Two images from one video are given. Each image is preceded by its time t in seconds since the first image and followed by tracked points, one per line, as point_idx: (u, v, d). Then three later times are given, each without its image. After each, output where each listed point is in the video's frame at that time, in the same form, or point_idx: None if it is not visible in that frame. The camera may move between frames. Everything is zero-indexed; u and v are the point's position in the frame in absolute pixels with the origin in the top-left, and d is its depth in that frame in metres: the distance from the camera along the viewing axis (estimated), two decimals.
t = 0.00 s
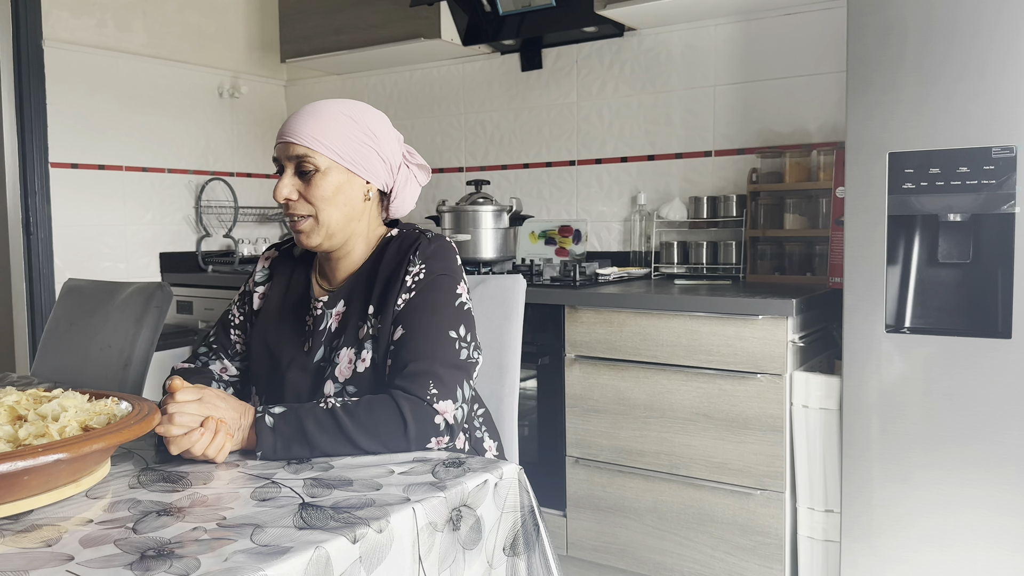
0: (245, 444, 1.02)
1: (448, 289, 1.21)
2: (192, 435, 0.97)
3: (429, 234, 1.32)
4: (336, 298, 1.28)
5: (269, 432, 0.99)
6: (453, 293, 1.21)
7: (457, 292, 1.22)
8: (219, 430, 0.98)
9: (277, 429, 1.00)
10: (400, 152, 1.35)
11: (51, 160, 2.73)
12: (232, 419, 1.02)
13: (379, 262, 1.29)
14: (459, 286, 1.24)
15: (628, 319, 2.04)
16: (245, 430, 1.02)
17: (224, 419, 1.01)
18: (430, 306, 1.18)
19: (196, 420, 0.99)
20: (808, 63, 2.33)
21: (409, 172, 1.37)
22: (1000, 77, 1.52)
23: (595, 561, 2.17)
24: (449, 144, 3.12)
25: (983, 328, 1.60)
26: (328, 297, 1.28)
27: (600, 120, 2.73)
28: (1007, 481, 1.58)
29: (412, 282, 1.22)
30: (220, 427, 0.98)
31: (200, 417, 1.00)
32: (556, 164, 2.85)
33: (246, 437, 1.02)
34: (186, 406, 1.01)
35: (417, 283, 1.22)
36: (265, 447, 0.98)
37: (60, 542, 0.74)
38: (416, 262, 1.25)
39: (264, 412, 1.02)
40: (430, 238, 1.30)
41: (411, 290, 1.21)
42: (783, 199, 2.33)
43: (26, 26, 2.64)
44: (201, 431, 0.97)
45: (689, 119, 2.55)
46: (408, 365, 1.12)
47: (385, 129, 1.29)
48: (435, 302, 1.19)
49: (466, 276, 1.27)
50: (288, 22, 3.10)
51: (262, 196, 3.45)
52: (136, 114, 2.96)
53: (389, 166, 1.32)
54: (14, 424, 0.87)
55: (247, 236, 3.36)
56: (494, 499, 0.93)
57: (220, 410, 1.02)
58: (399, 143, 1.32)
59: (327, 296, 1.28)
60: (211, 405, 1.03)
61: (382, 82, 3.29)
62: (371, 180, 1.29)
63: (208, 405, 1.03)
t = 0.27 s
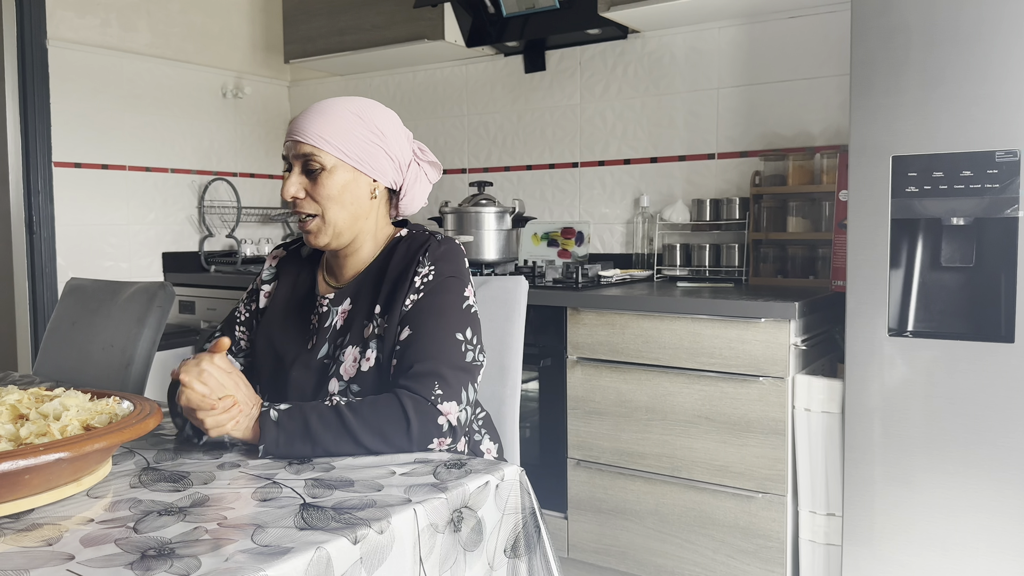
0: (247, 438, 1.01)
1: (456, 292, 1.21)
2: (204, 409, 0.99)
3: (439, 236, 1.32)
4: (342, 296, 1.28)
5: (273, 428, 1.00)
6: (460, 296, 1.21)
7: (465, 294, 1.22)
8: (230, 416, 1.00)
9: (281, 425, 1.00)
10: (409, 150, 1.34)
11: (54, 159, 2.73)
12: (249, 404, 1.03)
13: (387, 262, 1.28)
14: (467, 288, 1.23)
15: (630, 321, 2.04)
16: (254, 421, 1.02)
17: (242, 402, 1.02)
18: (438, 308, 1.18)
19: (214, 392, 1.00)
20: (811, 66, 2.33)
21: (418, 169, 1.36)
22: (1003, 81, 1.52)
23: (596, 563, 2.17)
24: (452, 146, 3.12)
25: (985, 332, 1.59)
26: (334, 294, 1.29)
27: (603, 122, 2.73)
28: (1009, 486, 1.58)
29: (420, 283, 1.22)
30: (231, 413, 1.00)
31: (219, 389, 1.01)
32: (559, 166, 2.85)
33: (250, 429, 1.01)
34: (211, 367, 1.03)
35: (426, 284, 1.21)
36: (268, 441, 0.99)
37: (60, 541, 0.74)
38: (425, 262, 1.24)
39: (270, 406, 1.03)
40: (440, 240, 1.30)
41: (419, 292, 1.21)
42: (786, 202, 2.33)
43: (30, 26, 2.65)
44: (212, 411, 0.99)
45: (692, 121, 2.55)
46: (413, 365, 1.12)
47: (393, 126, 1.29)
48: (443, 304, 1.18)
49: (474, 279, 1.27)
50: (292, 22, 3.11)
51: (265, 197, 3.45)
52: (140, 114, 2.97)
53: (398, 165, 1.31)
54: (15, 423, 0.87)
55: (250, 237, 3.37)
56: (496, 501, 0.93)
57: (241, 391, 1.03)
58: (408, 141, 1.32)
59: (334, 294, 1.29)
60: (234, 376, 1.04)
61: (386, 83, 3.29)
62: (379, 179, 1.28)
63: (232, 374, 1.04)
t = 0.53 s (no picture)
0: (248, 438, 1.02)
1: (463, 295, 1.21)
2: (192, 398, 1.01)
3: (447, 239, 1.32)
4: (350, 296, 1.29)
5: (277, 429, 1.00)
6: (467, 300, 1.21)
7: (472, 298, 1.21)
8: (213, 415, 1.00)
9: (285, 427, 1.01)
10: (416, 150, 1.35)
11: (58, 161, 2.74)
12: (245, 409, 1.02)
13: (396, 264, 1.29)
14: (475, 292, 1.23)
15: (632, 324, 2.04)
16: (254, 422, 1.02)
17: (234, 406, 1.01)
18: (444, 311, 1.18)
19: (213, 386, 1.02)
20: (814, 70, 2.33)
21: (425, 169, 1.36)
22: (1006, 85, 1.52)
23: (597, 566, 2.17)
24: (454, 148, 3.13)
25: (987, 336, 1.60)
26: (341, 295, 1.30)
27: (606, 125, 2.74)
28: (1010, 490, 1.57)
29: (427, 286, 1.22)
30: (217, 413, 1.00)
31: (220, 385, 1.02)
32: (561, 169, 2.85)
33: (253, 429, 1.02)
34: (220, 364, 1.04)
35: (433, 286, 1.22)
36: (271, 442, 1.00)
37: (64, 542, 0.74)
38: (433, 265, 1.25)
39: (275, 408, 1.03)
40: (449, 244, 1.30)
41: (426, 294, 1.21)
42: (788, 206, 2.33)
43: (34, 28, 2.65)
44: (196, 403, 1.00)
45: (694, 125, 2.55)
46: (417, 367, 1.11)
47: (403, 127, 1.29)
48: (449, 306, 1.19)
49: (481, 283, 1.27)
50: (295, 25, 3.11)
51: (267, 199, 3.46)
52: (143, 116, 2.98)
53: (407, 165, 1.32)
54: (19, 424, 0.87)
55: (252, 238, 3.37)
56: (498, 503, 0.93)
57: (239, 394, 1.02)
58: (416, 142, 1.33)
59: (343, 294, 1.30)
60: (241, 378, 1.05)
61: (389, 86, 3.30)
62: (392, 180, 1.29)
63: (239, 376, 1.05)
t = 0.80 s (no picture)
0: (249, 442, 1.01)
1: (466, 298, 1.21)
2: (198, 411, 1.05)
3: (451, 243, 1.33)
4: (354, 299, 1.29)
5: (279, 433, 1.00)
6: (470, 303, 1.21)
7: (474, 301, 1.22)
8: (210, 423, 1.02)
9: (286, 431, 1.00)
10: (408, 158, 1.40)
11: (61, 163, 2.75)
12: (241, 413, 1.02)
13: (399, 267, 1.29)
14: (477, 295, 1.23)
15: (634, 327, 2.04)
16: (254, 426, 1.02)
17: (230, 411, 1.01)
18: (447, 313, 1.18)
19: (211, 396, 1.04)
20: (817, 73, 2.33)
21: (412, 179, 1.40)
22: (1009, 88, 1.52)
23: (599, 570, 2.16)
24: (457, 151, 3.13)
25: (990, 340, 1.60)
26: (345, 297, 1.30)
27: (608, 128, 2.74)
28: (1013, 494, 1.57)
29: (430, 289, 1.22)
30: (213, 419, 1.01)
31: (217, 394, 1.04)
32: (564, 172, 2.86)
33: (254, 433, 1.02)
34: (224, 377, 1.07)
35: (436, 289, 1.22)
36: (273, 446, 0.99)
37: (67, 543, 0.74)
38: (436, 268, 1.25)
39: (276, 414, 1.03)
40: (452, 247, 1.31)
41: (429, 297, 1.21)
42: (791, 209, 2.33)
43: (39, 31, 2.66)
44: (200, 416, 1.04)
45: (697, 128, 2.55)
46: (419, 369, 1.11)
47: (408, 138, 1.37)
48: (452, 309, 1.19)
49: (484, 286, 1.27)
50: (299, 28, 3.12)
51: (270, 201, 3.47)
52: (146, 119, 2.98)
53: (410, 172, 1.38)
54: (23, 425, 0.87)
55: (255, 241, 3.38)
56: (500, 505, 0.93)
57: (233, 398, 1.02)
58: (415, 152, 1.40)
59: (346, 297, 1.30)
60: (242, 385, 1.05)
61: (392, 89, 3.31)
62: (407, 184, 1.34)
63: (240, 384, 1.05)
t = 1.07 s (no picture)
0: (248, 447, 1.02)
1: (468, 302, 1.21)
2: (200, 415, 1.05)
3: (454, 246, 1.33)
4: (357, 303, 1.29)
5: (280, 437, 1.00)
6: (472, 306, 1.21)
7: (477, 304, 1.22)
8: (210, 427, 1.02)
9: (288, 435, 1.01)
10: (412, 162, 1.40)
11: (64, 166, 2.75)
12: (241, 418, 1.02)
13: (402, 270, 1.29)
14: (480, 299, 1.23)
15: (636, 330, 2.04)
16: (253, 431, 1.02)
17: (230, 416, 1.01)
18: (450, 317, 1.18)
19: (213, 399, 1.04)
20: (819, 77, 2.34)
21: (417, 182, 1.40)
22: (1009, 92, 1.52)
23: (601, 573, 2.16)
24: (459, 154, 3.14)
25: (992, 342, 1.58)
26: (349, 301, 1.30)
27: (610, 132, 2.74)
28: (1014, 498, 1.57)
29: (433, 292, 1.22)
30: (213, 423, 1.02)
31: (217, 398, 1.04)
32: (565, 175, 2.86)
33: (254, 438, 1.02)
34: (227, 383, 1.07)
35: (438, 293, 1.22)
36: (275, 450, 0.99)
37: (70, 546, 0.74)
38: (439, 272, 1.25)
39: (277, 418, 1.03)
40: (455, 250, 1.31)
41: (431, 300, 1.21)
42: (793, 212, 2.33)
43: (42, 34, 2.67)
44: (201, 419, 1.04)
45: (699, 131, 2.55)
46: (421, 372, 1.12)
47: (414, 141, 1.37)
48: (454, 312, 1.19)
49: (487, 290, 1.27)
50: (301, 32, 3.13)
51: (273, 204, 3.47)
52: (149, 121, 2.99)
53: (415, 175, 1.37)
54: (26, 429, 0.87)
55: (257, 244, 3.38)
56: (501, 509, 0.93)
57: (233, 403, 1.02)
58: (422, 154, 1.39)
59: (348, 300, 1.30)
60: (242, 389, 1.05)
61: (394, 92, 3.31)
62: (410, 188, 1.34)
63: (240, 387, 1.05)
